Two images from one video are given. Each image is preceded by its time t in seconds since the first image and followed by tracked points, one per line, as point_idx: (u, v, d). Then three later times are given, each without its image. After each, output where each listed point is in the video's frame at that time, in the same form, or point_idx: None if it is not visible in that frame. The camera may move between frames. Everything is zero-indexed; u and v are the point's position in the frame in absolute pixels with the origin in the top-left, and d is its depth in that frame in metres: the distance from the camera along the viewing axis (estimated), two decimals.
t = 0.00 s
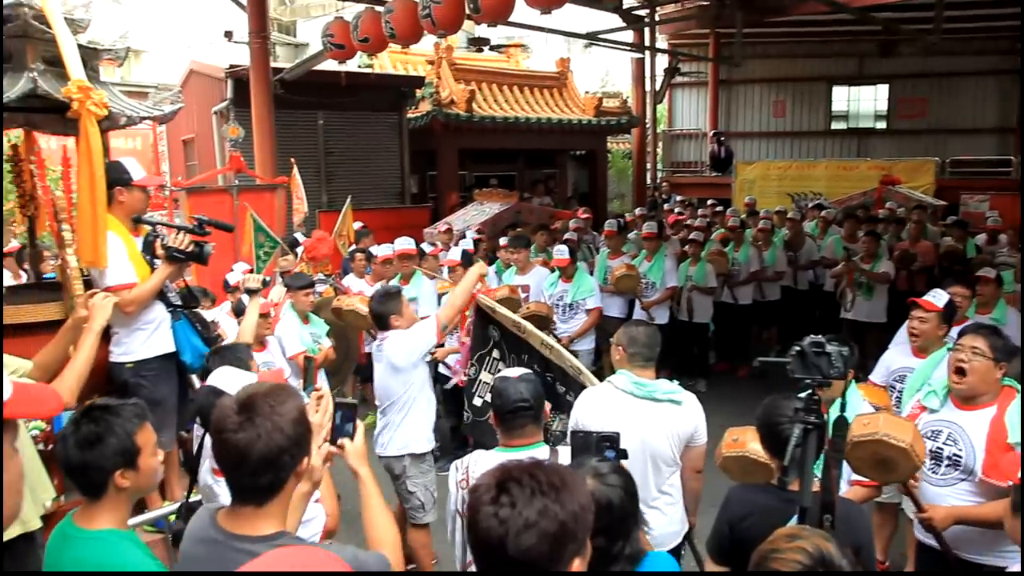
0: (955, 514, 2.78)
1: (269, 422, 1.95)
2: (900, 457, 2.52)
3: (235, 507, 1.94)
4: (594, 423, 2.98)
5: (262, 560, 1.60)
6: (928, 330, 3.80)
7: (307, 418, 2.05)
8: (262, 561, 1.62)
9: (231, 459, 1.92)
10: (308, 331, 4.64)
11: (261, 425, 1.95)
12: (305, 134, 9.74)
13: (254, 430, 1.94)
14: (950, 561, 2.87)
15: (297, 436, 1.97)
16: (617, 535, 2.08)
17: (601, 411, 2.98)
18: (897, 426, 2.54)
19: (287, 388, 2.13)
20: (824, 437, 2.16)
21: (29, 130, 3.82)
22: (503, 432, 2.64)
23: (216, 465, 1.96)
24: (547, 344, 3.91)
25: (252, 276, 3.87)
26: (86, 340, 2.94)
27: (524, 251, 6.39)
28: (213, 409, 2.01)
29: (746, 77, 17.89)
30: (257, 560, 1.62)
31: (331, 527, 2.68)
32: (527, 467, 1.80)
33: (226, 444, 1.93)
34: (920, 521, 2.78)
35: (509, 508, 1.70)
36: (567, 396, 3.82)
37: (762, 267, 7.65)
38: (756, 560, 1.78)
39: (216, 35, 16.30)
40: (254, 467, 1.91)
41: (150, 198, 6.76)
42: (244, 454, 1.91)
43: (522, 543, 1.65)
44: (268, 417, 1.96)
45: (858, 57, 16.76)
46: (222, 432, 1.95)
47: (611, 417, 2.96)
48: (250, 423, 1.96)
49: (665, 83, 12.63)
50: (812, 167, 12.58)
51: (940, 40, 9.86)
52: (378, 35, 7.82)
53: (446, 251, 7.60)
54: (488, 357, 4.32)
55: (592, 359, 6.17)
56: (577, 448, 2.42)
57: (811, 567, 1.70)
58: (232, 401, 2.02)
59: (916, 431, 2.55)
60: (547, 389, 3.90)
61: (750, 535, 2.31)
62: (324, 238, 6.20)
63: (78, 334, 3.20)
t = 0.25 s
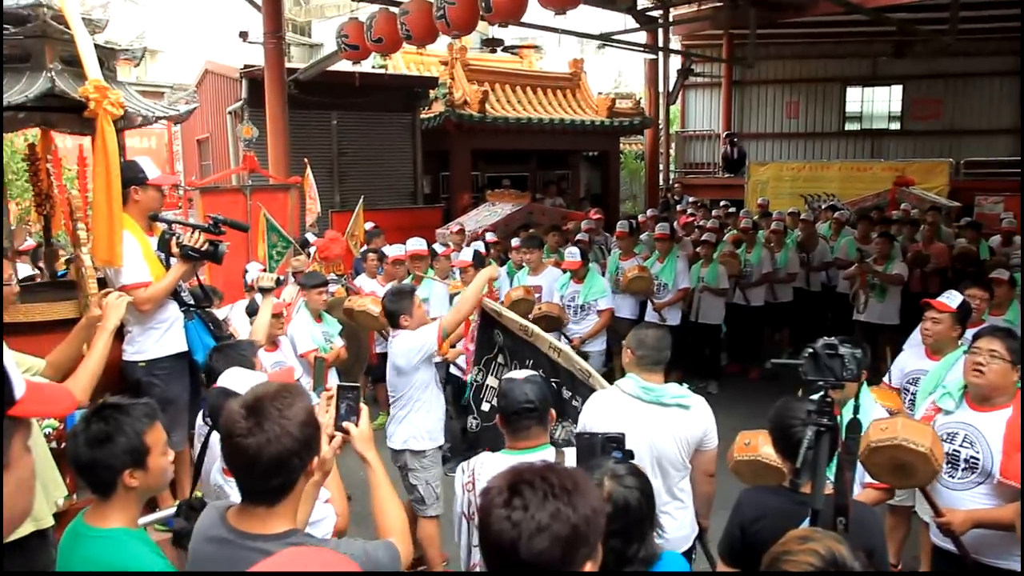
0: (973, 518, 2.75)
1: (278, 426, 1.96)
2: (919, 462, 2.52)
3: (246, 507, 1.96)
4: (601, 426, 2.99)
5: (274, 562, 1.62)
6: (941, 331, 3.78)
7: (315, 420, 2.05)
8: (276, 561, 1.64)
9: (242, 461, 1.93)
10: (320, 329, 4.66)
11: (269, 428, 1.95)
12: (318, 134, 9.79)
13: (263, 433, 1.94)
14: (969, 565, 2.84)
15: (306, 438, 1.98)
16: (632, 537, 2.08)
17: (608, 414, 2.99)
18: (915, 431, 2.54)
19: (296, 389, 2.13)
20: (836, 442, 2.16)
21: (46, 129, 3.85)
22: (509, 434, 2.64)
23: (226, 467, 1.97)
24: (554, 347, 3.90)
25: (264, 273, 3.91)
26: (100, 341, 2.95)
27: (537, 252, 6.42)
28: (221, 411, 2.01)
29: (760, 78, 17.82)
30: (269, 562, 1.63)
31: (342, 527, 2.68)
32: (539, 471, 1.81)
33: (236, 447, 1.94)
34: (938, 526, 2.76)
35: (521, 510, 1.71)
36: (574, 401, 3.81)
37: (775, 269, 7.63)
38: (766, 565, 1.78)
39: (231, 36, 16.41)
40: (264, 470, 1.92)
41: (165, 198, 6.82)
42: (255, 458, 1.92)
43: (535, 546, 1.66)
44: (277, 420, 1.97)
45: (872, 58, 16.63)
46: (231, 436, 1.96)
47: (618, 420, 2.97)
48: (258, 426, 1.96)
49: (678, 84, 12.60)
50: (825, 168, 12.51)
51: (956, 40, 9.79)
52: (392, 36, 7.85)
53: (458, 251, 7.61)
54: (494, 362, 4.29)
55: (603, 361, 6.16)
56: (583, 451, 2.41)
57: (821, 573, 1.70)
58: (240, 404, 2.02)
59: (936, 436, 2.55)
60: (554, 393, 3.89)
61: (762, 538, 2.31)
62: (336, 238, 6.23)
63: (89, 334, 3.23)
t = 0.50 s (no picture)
0: (969, 518, 2.77)
1: (274, 426, 1.96)
2: (918, 462, 2.52)
3: (241, 508, 1.96)
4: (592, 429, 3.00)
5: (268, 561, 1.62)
6: (936, 331, 3.78)
7: (310, 420, 2.05)
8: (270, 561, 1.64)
9: (237, 461, 1.93)
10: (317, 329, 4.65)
11: (265, 429, 1.95)
12: (315, 135, 9.79)
13: (259, 434, 1.94)
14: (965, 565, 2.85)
15: (301, 439, 1.98)
16: (629, 537, 2.09)
17: (599, 417, 3.00)
18: (913, 432, 2.55)
19: (292, 389, 2.13)
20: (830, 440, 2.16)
21: (41, 130, 3.85)
22: (504, 435, 2.64)
23: (221, 467, 1.97)
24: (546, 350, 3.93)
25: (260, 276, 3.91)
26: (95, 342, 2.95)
27: (534, 252, 6.43)
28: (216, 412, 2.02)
29: (757, 79, 17.84)
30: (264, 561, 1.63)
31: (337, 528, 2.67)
32: (537, 471, 1.81)
33: (231, 448, 1.94)
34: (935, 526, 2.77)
35: (519, 510, 1.71)
36: (566, 404, 3.81)
37: (771, 269, 7.64)
38: (761, 564, 1.79)
39: (228, 36, 16.39)
40: (259, 471, 1.92)
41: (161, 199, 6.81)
42: (249, 459, 1.92)
43: (532, 547, 1.66)
44: (272, 421, 1.97)
45: (868, 59, 16.66)
46: (226, 437, 1.96)
47: (608, 424, 2.98)
48: (254, 427, 1.96)
49: (675, 84, 12.62)
50: (822, 169, 12.53)
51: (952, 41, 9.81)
52: (388, 37, 7.85)
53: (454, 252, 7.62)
54: (485, 367, 4.31)
55: (599, 361, 6.17)
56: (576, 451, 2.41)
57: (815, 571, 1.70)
58: (234, 406, 2.02)
59: (934, 438, 2.56)
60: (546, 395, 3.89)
61: (758, 537, 2.32)
62: (333, 238, 6.23)
63: (84, 334, 3.26)
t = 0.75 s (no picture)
0: (970, 522, 2.77)
1: (274, 428, 1.96)
2: (919, 465, 2.53)
3: (240, 510, 1.95)
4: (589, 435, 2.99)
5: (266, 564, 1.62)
6: (934, 334, 3.80)
7: (310, 422, 2.05)
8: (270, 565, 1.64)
9: (237, 464, 1.93)
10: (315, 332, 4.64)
11: (263, 431, 1.95)
12: (313, 138, 9.80)
13: (258, 436, 1.94)
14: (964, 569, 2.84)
15: (301, 441, 1.98)
16: (629, 541, 2.08)
17: (595, 422, 3.00)
18: (915, 435, 2.55)
19: (290, 391, 2.13)
20: (824, 444, 2.17)
21: (40, 133, 3.84)
22: (504, 438, 2.64)
23: (222, 470, 1.97)
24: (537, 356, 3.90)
25: (258, 280, 3.86)
26: (94, 345, 2.92)
27: (533, 256, 6.45)
28: (217, 414, 2.01)
29: (754, 83, 17.88)
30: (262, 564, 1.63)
31: (336, 533, 2.65)
32: (536, 473, 1.81)
33: (232, 450, 1.94)
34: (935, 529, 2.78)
35: (519, 512, 1.71)
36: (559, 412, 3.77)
37: (769, 273, 7.65)
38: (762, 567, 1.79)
39: (226, 40, 16.42)
40: (259, 473, 1.92)
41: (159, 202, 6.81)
42: (250, 460, 1.92)
43: (532, 548, 1.66)
44: (272, 423, 1.96)
45: (865, 63, 16.71)
46: (226, 438, 1.95)
47: (604, 430, 2.97)
48: (253, 429, 1.96)
49: (673, 89, 12.64)
50: (819, 173, 12.55)
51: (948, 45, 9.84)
52: (386, 40, 7.86)
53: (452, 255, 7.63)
54: (475, 378, 4.29)
55: (598, 365, 6.17)
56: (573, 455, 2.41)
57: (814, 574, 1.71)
58: (235, 407, 2.02)
59: (936, 439, 2.56)
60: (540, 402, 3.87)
61: (758, 542, 2.31)
62: (331, 242, 6.21)
63: (84, 336, 3.23)
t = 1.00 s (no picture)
0: (973, 523, 2.77)
1: (278, 433, 1.96)
2: (924, 466, 2.53)
3: (245, 514, 1.96)
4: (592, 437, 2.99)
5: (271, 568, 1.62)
6: (935, 335, 3.79)
7: (314, 426, 2.06)
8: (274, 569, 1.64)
9: (242, 468, 1.94)
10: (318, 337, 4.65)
11: (268, 435, 1.95)
12: (314, 144, 9.82)
13: (263, 440, 1.95)
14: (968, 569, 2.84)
15: (305, 445, 1.99)
16: (633, 544, 2.09)
17: (598, 424, 3.00)
18: (919, 435, 2.55)
19: (293, 395, 2.14)
20: (824, 444, 2.18)
21: (42, 141, 3.86)
22: (507, 444, 2.65)
23: (227, 474, 1.98)
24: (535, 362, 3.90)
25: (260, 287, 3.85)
26: (98, 351, 2.93)
27: (535, 259, 6.46)
28: (221, 418, 2.02)
29: (755, 85, 17.89)
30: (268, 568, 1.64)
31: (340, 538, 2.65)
32: (537, 475, 1.81)
33: (236, 455, 1.94)
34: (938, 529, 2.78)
35: (520, 514, 1.71)
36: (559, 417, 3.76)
37: (770, 275, 7.65)
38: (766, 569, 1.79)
39: (227, 47, 16.46)
40: (264, 477, 1.92)
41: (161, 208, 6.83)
42: (255, 464, 1.92)
43: (534, 550, 1.67)
44: (276, 427, 1.97)
45: (865, 65, 16.72)
46: (230, 442, 1.96)
47: (607, 432, 2.97)
48: (258, 433, 1.96)
49: (673, 92, 12.66)
50: (820, 174, 12.55)
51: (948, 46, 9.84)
52: (387, 46, 7.88)
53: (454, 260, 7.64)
54: (472, 386, 4.28)
55: (600, 368, 6.17)
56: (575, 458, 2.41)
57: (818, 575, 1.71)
58: (239, 411, 2.02)
59: (940, 440, 2.57)
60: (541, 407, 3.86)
61: (762, 544, 2.32)
62: (332, 247, 6.19)
63: (87, 343, 3.24)
